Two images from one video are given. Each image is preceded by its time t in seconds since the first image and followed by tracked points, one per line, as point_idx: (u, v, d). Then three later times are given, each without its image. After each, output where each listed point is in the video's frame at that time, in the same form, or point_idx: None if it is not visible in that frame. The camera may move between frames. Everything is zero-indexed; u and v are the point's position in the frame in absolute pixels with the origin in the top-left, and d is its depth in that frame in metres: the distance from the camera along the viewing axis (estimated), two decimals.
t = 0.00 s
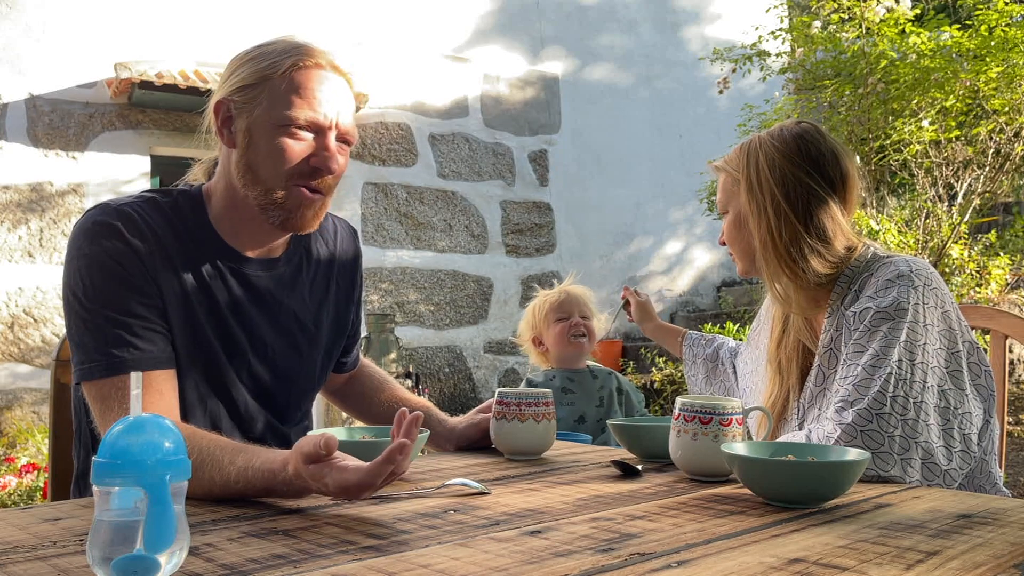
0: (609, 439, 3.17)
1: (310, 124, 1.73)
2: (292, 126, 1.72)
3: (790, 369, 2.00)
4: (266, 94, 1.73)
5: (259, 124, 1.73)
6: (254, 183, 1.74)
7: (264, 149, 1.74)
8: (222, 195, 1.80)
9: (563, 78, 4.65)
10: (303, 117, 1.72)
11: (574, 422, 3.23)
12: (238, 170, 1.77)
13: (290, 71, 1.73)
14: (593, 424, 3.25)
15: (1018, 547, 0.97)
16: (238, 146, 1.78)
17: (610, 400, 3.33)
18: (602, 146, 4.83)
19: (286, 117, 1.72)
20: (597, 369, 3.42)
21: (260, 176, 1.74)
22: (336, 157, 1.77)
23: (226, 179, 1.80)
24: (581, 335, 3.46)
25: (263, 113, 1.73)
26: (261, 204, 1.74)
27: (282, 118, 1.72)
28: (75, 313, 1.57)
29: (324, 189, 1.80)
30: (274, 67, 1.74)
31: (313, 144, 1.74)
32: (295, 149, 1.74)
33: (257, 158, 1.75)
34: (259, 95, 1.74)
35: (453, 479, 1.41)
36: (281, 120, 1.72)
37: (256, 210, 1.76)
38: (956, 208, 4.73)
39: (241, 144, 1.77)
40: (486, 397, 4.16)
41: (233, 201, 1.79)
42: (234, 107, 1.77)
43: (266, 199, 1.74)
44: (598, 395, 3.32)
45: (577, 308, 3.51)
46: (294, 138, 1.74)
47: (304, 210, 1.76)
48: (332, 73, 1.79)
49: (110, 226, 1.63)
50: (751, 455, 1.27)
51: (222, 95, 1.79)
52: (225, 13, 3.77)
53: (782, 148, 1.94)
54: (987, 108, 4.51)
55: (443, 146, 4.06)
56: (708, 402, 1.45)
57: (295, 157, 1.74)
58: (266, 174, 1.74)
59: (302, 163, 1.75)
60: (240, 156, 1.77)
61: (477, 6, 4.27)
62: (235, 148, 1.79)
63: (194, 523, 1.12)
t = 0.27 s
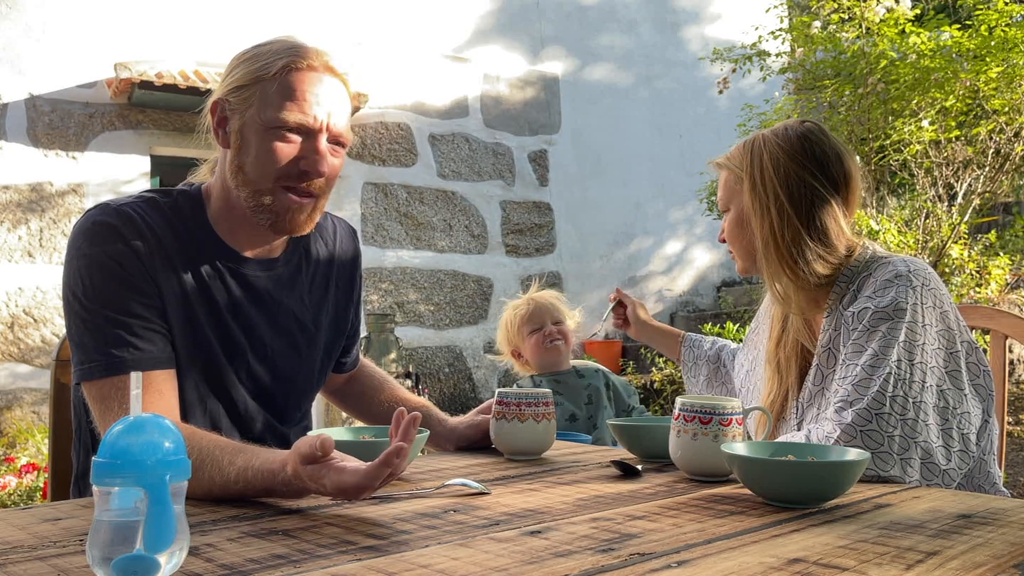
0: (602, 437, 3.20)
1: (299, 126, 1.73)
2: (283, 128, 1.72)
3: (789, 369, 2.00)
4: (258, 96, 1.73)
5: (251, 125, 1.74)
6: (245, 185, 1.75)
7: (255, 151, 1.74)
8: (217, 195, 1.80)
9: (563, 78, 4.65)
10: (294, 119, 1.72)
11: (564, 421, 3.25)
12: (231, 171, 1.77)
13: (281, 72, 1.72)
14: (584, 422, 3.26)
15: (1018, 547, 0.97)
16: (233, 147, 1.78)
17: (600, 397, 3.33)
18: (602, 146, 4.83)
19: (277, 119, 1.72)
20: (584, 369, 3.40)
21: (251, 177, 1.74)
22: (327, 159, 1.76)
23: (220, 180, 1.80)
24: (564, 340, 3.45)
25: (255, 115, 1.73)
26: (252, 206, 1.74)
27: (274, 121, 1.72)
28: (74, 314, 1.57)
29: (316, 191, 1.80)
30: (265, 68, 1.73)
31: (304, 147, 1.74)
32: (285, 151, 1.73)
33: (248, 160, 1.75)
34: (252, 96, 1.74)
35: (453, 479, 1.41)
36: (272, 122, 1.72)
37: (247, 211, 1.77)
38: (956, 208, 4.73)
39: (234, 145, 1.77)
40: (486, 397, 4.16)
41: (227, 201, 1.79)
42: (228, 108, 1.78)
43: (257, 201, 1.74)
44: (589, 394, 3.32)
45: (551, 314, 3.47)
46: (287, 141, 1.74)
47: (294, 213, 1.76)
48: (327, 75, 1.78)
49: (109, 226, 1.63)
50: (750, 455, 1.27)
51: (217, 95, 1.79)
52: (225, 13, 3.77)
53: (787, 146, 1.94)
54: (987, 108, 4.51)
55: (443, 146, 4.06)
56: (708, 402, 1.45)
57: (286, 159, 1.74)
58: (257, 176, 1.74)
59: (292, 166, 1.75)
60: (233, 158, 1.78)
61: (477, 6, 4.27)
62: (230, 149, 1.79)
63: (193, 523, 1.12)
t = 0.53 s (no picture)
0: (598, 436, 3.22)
1: (282, 128, 1.72)
2: (269, 131, 1.72)
3: (789, 370, 2.01)
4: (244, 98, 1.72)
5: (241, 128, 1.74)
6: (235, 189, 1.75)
7: (244, 154, 1.74)
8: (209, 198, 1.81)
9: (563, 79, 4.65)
10: (277, 121, 1.71)
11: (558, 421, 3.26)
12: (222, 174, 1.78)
13: (262, 73, 1.71)
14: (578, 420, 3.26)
15: (1018, 547, 0.97)
16: (224, 149, 1.79)
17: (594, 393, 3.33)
18: (602, 146, 4.83)
19: (264, 121, 1.71)
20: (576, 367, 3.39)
21: (239, 180, 1.74)
22: (313, 160, 1.76)
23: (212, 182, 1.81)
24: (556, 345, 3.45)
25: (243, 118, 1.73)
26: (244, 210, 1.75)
27: (261, 123, 1.71)
28: (74, 314, 1.57)
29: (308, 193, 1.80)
30: (249, 70, 1.72)
31: (292, 149, 1.74)
32: (269, 153, 1.73)
33: (236, 163, 1.75)
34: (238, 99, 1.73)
35: (453, 479, 1.41)
36: (258, 125, 1.72)
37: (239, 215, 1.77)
38: (956, 208, 4.73)
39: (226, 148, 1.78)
40: (486, 397, 4.15)
41: (218, 204, 1.79)
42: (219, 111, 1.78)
43: (246, 204, 1.74)
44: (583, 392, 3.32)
45: (539, 318, 3.48)
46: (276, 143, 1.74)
47: (284, 215, 1.76)
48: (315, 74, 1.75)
49: (108, 227, 1.63)
50: (751, 455, 1.27)
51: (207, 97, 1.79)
52: (226, 13, 3.77)
53: (811, 143, 1.95)
54: (987, 108, 4.51)
55: (443, 146, 4.05)
56: (708, 402, 1.45)
57: (274, 161, 1.74)
58: (246, 178, 1.74)
59: (280, 167, 1.75)
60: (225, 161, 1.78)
61: (477, 6, 4.27)
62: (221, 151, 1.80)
63: (193, 523, 1.12)
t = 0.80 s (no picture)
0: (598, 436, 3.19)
1: (285, 132, 1.70)
2: (269, 134, 1.70)
3: (786, 372, 2.01)
4: (241, 101, 1.71)
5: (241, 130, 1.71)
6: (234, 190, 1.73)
7: (241, 156, 1.73)
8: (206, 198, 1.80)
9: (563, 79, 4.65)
10: (279, 124, 1.70)
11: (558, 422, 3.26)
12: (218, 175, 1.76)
13: (262, 76, 1.69)
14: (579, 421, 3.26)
15: (1018, 547, 0.97)
16: (219, 150, 1.77)
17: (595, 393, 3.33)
18: (602, 146, 4.83)
19: (262, 124, 1.70)
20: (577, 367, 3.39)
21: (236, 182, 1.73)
22: (314, 162, 1.74)
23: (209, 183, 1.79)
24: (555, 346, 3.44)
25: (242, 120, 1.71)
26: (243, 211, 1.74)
27: (259, 125, 1.70)
28: (71, 316, 1.56)
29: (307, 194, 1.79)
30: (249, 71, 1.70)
31: (289, 151, 1.72)
32: (270, 155, 1.72)
33: (233, 165, 1.74)
34: (235, 101, 1.71)
35: (453, 479, 1.41)
36: (257, 128, 1.70)
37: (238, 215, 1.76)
38: (956, 208, 4.73)
39: (223, 149, 1.76)
40: (486, 397, 4.15)
41: (214, 205, 1.78)
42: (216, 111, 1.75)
43: (245, 206, 1.74)
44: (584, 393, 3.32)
45: (541, 315, 3.46)
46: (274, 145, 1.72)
47: (284, 216, 1.77)
48: (311, 75, 1.73)
49: (103, 228, 1.63)
50: (750, 455, 1.27)
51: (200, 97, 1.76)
52: (226, 14, 3.77)
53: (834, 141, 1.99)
54: (987, 108, 4.51)
55: (443, 146, 4.05)
56: (708, 402, 1.45)
57: (271, 165, 1.73)
58: (244, 181, 1.73)
59: (278, 169, 1.74)
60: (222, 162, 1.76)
61: (477, 7, 4.27)
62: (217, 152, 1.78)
63: (193, 523, 1.12)
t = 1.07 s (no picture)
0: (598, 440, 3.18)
1: (338, 147, 1.77)
2: (323, 150, 1.75)
3: (781, 376, 2.02)
4: (293, 118, 1.71)
5: (286, 147, 1.73)
6: (279, 202, 1.77)
7: (289, 171, 1.75)
8: (227, 205, 1.78)
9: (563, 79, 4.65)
10: (333, 141, 1.76)
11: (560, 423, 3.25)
12: (254, 186, 1.77)
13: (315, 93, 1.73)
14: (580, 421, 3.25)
15: (1018, 547, 0.97)
16: (253, 161, 1.76)
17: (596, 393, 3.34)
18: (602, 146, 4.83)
19: (315, 141, 1.74)
20: (579, 369, 3.41)
21: (281, 195, 1.77)
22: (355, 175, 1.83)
23: (233, 190, 1.78)
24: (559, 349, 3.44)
25: (292, 136, 1.72)
26: (283, 221, 1.78)
27: (312, 143, 1.74)
28: (69, 316, 1.56)
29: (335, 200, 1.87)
30: (300, 89, 1.72)
31: (334, 166, 1.79)
32: (322, 170, 1.77)
33: (279, 179, 1.76)
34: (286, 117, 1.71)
35: (452, 479, 1.41)
36: (310, 145, 1.73)
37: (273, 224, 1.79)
38: (955, 208, 4.73)
39: (258, 160, 1.75)
40: (486, 397, 4.15)
41: (240, 214, 1.78)
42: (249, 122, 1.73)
43: (289, 219, 1.78)
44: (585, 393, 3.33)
45: (546, 313, 3.47)
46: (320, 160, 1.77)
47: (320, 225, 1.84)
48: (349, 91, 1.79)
49: (101, 229, 1.63)
50: (751, 455, 1.27)
51: (237, 109, 1.72)
52: (225, 13, 3.77)
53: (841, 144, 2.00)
54: (987, 108, 4.51)
55: (443, 146, 4.05)
56: (708, 402, 1.45)
57: (318, 179, 1.77)
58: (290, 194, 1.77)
59: (324, 183, 1.79)
60: (258, 173, 1.76)
61: (477, 7, 4.27)
62: (251, 164, 1.76)
63: (193, 523, 1.12)
